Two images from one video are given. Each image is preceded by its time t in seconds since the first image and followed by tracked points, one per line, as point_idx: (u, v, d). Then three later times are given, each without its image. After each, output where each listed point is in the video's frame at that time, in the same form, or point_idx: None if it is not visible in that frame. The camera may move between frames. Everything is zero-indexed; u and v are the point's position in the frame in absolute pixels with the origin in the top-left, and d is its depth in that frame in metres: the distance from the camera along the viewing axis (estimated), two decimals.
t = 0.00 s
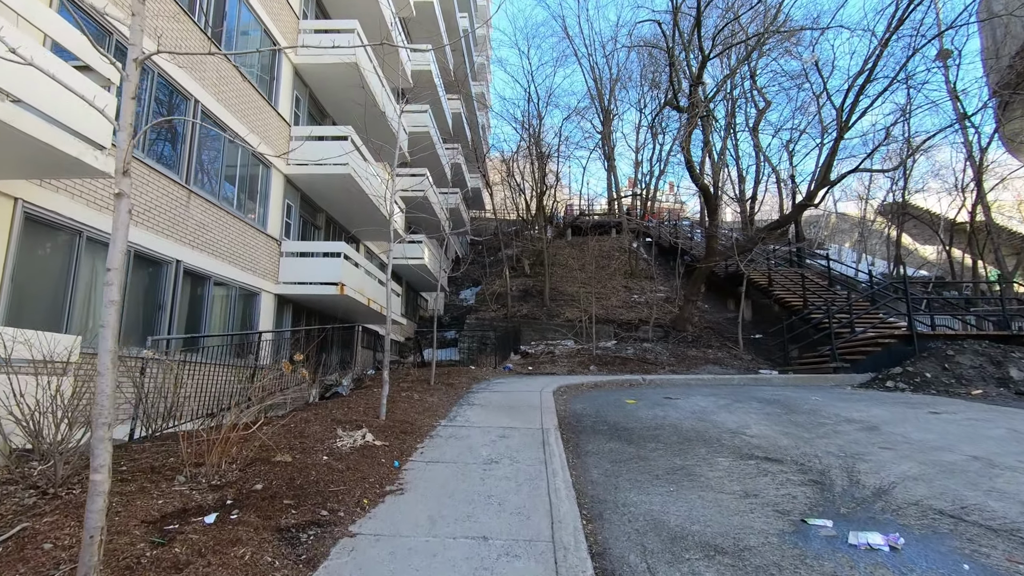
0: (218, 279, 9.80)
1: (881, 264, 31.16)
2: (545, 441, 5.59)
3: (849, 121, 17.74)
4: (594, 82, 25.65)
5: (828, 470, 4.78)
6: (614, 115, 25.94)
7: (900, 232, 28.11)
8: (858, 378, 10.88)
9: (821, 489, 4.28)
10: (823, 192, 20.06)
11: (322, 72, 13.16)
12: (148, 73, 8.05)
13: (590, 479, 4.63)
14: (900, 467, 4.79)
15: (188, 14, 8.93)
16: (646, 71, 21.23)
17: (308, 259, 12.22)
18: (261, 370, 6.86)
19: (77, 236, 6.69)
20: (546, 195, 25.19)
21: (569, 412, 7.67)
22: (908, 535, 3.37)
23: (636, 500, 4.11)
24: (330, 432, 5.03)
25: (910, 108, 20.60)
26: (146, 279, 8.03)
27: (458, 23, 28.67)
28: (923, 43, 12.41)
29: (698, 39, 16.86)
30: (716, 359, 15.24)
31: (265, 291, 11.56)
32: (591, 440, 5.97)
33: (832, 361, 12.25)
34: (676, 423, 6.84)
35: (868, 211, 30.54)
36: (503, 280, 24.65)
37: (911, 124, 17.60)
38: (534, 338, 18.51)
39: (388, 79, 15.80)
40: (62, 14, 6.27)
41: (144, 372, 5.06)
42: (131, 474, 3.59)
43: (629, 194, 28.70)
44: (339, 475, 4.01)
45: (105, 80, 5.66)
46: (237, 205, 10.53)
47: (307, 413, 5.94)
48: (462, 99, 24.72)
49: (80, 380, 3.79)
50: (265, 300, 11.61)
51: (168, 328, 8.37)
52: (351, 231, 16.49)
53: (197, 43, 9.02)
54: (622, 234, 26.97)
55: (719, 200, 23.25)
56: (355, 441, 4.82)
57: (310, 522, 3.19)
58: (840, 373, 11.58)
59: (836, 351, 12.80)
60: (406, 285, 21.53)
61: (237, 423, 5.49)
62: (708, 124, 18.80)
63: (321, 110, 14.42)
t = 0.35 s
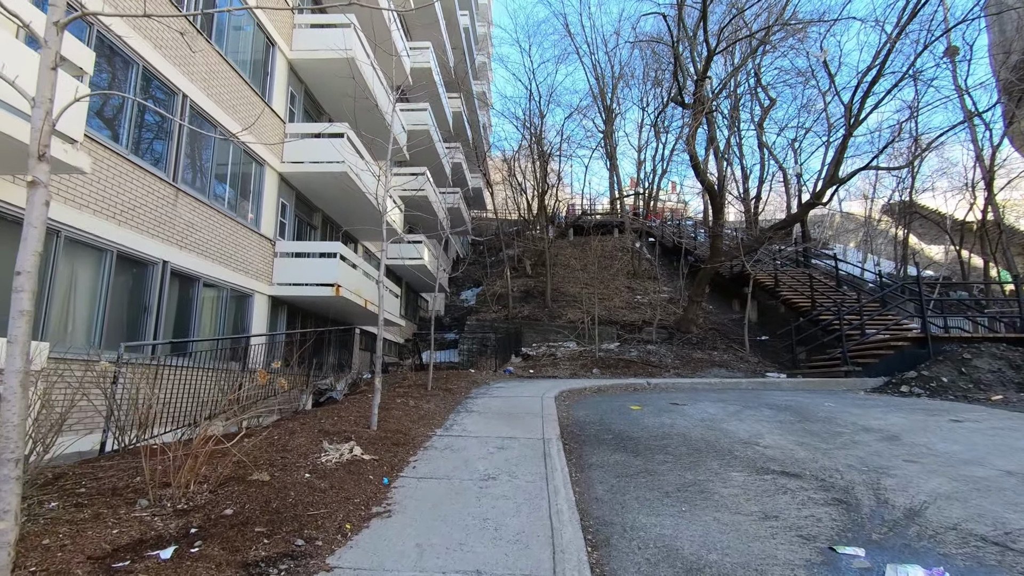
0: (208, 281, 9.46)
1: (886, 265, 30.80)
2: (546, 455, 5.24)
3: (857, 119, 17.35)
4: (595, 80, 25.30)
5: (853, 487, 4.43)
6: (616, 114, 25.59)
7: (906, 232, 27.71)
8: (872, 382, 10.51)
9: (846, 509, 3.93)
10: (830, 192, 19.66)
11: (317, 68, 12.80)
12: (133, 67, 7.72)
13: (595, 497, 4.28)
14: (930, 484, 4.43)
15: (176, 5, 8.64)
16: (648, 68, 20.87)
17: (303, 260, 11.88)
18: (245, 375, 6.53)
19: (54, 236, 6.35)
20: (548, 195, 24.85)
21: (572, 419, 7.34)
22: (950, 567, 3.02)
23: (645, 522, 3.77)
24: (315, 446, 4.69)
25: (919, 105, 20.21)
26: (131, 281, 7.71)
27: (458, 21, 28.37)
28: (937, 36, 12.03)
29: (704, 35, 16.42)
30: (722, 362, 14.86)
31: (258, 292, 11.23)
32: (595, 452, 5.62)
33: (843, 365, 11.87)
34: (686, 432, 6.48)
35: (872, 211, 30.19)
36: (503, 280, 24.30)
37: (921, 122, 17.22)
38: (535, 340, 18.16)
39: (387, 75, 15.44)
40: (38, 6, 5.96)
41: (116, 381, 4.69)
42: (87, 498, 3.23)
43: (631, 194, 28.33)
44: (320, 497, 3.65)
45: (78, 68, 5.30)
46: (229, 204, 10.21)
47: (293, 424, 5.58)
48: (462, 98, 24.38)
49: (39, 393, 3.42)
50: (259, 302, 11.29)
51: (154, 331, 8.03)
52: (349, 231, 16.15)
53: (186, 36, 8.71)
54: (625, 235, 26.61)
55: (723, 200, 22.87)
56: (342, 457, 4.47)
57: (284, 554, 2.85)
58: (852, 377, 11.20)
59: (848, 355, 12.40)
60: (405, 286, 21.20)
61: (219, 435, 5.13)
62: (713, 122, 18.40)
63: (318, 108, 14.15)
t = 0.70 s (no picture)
0: (195, 280, 9.12)
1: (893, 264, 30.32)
2: (543, 466, 4.87)
3: (866, 114, 16.90)
4: (597, 77, 24.91)
5: (877, 504, 4.05)
6: (618, 111, 25.19)
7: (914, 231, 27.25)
8: (886, 385, 10.09)
9: (874, 531, 3.55)
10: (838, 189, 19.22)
11: (311, 62, 12.45)
12: (111, 58, 7.38)
13: (595, 515, 3.91)
14: (963, 501, 4.05)
15: None
16: (651, 64, 20.45)
17: (295, 259, 11.54)
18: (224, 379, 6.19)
19: (24, 233, 6.01)
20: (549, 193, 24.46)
21: (573, 426, 6.96)
22: None
23: (650, 546, 3.40)
24: (291, 458, 4.32)
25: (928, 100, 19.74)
26: (110, 281, 7.37)
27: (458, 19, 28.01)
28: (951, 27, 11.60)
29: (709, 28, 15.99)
30: (728, 363, 14.46)
31: (249, 293, 10.90)
32: (597, 462, 5.24)
33: (855, 367, 11.44)
34: (694, 439, 6.10)
35: (879, 210, 29.71)
36: (505, 280, 23.93)
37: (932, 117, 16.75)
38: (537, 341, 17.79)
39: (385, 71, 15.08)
40: None
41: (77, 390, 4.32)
42: (21, 525, 2.87)
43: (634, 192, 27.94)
44: (289, 519, 3.27)
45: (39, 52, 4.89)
46: (218, 201, 9.89)
47: (271, 433, 5.23)
48: (462, 95, 24.01)
49: None
50: (250, 303, 10.95)
51: (135, 334, 7.69)
52: (345, 229, 15.81)
53: (168, 26, 8.36)
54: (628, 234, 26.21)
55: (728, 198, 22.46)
56: (319, 471, 4.10)
57: None
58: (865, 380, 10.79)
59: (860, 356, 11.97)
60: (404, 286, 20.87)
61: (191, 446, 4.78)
62: (718, 118, 17.98)
63: (312, 104, 13.81)
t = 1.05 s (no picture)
0: (195, 278, 8.89)
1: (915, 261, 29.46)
2: (552, 473, 4.50)
3: (889, 104, 16.31)
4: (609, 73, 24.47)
5: (924, 516, 3.64)
6: (631, 107, 24.75)
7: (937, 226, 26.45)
8: (916, 386, 9.56)
9: (924, 549, 3.15)
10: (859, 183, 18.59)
11: (316, 56, 12.19)
12: (106, 49, 7.15)
13: (608, 528, 3.55)
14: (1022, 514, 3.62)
15: None
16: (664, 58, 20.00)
17: (300, 257, 11.28)
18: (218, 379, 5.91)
19: (12, 228, 5.78)
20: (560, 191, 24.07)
21: (585, 428, 6.57)
22: None
23: (671, 565, 3.03)
24: (279, 464, 4.01)
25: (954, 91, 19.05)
26: (105, 277, 7.14)
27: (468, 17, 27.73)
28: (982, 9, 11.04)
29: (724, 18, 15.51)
30: (746, 362, 13.98)
31: (253, 290, 10.66)
32: (611, 468, 4.86)
33: (882, 366, 10.92)
34: (715, 443, 5.69)
35: (901, 205, 28.88)
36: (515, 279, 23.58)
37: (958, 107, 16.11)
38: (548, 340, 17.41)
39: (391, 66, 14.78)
40: None
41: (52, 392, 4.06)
42: None
43: (647, 189, 27.44)
44: (269, 534, 2.94)
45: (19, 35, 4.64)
46: (220, 198, 9.66)
47: (262, 437, 4.93)
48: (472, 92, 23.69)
49: None
50: (254, 301, 10.72)
51: (133, 333, 7.47)
52: (352, 227, 15.57)
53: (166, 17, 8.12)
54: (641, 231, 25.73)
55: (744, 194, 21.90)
56: (308, 478, 3.78)
57: None
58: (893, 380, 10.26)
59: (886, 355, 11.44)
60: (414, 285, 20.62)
61: (176, 451, 4.49)
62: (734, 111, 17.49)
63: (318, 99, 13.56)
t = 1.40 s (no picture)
0: (196, 280, 8.64)
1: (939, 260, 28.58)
2: (563, 491, 4.12)
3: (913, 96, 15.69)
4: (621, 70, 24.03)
5: (987, 547, 3.20)
6: (644, 104, 24.28)
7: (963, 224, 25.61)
8: (951, 391, 9.00)
9: None
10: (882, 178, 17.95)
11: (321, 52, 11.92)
12: (100, 44, 6.90)
13: (626, 558, 3.17)
14: None
15: None
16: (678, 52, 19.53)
17: (304, 257, 11.01)
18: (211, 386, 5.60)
19: None
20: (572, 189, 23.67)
21: (598, 438, 6.16)
22: None
23: None
24: (265, 483, 3.66)
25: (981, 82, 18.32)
26: (100, 280, 6.90)
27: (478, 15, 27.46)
28: None
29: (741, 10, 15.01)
30: (766, 364, 13.46)
31: (256, 292, 10.41)
32: (628, 485, 4.46)
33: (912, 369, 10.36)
34: (741, 456, 5.25)
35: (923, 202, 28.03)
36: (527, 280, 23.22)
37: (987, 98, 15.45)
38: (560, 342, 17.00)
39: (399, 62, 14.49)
40: None
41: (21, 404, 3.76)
42: None
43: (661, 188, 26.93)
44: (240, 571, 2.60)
45: None
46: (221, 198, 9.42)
47: (252, 451, 4.63)
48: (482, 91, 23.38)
49: None
50: (257, 303, 10.47)
51: (129, 337, 7.22)
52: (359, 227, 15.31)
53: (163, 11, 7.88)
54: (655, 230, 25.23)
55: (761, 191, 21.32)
56: (294, 500, 3.44)
57: None
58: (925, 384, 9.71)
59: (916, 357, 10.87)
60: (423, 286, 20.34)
61: (159, 465, 4.18)
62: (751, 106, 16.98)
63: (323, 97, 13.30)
